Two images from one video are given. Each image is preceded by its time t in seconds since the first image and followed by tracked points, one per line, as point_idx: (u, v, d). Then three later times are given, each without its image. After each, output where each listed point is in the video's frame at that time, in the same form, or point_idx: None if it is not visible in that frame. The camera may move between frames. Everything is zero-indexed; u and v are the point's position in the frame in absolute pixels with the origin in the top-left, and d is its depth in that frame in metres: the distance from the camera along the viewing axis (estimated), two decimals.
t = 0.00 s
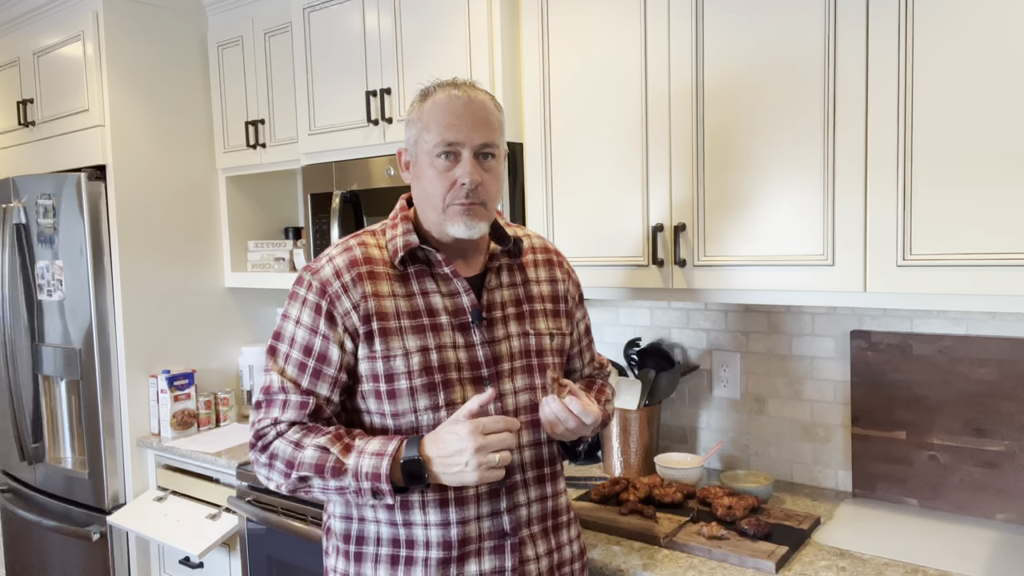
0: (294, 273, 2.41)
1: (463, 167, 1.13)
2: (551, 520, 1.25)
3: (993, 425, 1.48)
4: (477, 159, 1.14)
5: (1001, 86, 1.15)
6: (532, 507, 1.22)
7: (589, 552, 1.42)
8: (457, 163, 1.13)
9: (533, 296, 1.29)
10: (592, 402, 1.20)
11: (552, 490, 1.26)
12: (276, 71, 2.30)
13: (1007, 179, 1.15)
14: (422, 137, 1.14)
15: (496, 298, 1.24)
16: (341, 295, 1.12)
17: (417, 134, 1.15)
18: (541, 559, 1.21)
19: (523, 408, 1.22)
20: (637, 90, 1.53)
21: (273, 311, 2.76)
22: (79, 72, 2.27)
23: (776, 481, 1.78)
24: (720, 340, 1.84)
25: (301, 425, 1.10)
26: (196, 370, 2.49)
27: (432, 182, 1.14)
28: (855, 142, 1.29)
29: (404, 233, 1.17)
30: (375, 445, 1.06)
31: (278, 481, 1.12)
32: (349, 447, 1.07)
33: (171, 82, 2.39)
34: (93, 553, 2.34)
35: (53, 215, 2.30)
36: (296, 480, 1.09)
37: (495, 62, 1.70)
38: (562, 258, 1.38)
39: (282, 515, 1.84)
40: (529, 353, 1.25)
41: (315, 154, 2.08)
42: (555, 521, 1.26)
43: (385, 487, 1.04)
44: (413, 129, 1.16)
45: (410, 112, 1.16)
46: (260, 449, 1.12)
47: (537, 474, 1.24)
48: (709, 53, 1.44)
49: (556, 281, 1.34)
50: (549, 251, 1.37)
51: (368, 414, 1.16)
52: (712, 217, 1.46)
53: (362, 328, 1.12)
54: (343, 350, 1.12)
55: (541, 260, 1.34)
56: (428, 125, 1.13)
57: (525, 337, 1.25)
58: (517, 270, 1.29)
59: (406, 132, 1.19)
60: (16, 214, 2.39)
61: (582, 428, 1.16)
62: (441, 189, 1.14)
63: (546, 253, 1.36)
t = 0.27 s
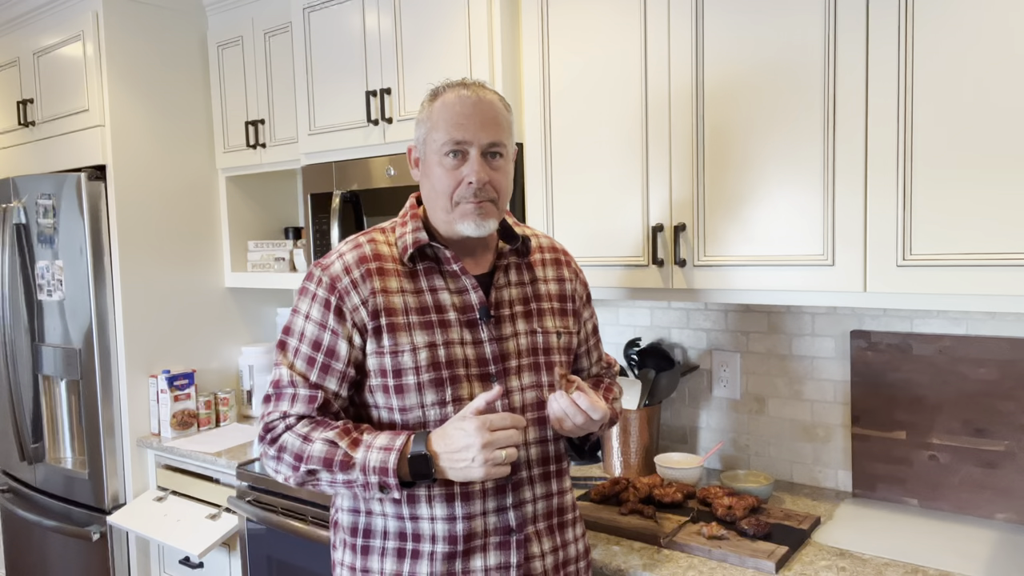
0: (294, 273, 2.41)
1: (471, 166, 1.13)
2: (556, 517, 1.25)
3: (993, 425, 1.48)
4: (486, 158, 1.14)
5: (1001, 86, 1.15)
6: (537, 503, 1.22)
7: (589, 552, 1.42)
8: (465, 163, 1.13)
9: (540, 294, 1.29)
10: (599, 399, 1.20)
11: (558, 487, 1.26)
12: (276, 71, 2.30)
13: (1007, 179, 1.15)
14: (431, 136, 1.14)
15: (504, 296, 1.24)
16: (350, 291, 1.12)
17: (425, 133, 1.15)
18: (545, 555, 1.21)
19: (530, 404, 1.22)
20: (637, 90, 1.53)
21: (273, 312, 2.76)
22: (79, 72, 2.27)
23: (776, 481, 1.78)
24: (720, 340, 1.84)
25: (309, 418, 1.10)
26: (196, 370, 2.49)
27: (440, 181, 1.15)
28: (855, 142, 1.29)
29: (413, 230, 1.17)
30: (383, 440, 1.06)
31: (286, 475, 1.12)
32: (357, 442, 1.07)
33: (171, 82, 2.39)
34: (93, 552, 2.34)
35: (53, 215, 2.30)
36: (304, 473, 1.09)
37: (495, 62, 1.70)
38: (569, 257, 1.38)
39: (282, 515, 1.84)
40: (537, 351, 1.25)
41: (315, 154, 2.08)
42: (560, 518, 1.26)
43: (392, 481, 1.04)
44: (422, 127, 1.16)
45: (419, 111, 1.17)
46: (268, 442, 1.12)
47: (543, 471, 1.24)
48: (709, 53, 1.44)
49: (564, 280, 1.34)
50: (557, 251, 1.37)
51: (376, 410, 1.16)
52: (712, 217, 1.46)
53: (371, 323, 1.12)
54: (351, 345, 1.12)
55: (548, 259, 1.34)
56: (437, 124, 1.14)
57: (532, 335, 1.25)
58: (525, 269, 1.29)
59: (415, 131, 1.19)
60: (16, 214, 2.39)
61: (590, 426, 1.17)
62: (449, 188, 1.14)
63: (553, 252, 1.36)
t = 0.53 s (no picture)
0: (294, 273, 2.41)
1: (467, 166, 1.13)
2: (554, 518, 1.25)
3: (993, 425, 1.48)
4: (484, 159, 1.14)
5: (1000, 86, 1.15)
6: (536, 504, 1.22)
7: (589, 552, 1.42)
8: (463, 162, 1.13)
9: (542, 296, 1.29)
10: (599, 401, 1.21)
11: (556, 488, 1.26)
12: (276, 71, 2.30)
13: (1007, 179, 1.15)
14: (432, 134, 1.15)
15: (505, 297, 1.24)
16: (353, 289, 1.12)
17: (428, 131, 1.16)
18: (543, 556, 1.21)
19: (530, 405, 1.22)
20: (637, 89, 1.53)
21: (273, 312, 2.76)
22: (79, 72, 2.27)
23: (776, 481, 1.78)
24: (720, 340, 1.84)
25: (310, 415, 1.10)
26: (196, 370, 2.49)
27: (437, 178, 1.15)
28: (855, 142, 1.29)
29: (415, 230, 1.17)
30: (385, 435, 1.06)
31: (285, 472, 1.11)
32: (358, 437, 1.07)
33: (171, 82, 2.39)
34: (93, 552, 2.34)
35: (53, 215, 2.30)
36: (304, 469, 1.08)
37: (495, 62, 1.70)
38: (569, 259, 1.38)
39: (282, 515, 1.84)
40: (538, 352, 1.25)
41: (315, 154, 2.08)
42: (558, 519, 1.26)
43: (394, 476, 1.04)
44: (425, 124, 1.17)
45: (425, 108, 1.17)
46: (268, 438, 1.12)
47: (543, 472, 1.24)
48: (709, 52, 1.44)
49: (564, 282, 1.34)
50: (557, 253, 1.37)
51: (377, 408, 1.16)
52: (712, 216, 1.46)
53: (373, 321, 1.12)
54: (353, 343, 1.12)
55: (549, 262, 1.34)
56: (439, 122, 1.14)
57: (533, 336, 1.25)
58: (526, 271, 1.29)
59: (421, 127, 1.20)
60: (16, 214, 2.39)
61: (590, 428, 1.17)
62: (445, 186, 1.15)
63: (554, 254, 1.36)
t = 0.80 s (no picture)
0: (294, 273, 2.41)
1: (465, 168, 1.13)
2: (555, 518, 1.25)
3: (993, 425, 1.48)
4: (481, 161, 1.14)
5: (1001, 86, 1.15)
6: (537, 504, 1.22)
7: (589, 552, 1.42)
8: (460, 164, 1.13)
9: (541, 296, 1.29)
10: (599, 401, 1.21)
11: (558, 488, 1.26)
12: (276, 71, 2.30)
13: (1007, 179, 1.15)
14: (431, 135, 1.15)
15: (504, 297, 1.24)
16: (353, 289, 1.12)
17: (426, 132, 1.16)
18: (545, 556, 1.21)
19: (530, 405, 1.23)
20: (637, 89, 1.53)
21: (273, 312, 2.76)
22: (79, 72, 2.27)
23: (776, 481, 1.78)
24: (720, 340, 1.84)
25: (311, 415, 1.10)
26: (196, 370, 2.49)
27: (435, 180, 1.15)
28: (855, 142, 1.29)
29: (415, 230, 1.17)
30: (381, 405, 1.06)
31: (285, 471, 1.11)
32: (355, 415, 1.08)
33: (170, 82, 2.39)
34: (93, 552, 2.34)
35: (53, 215, 2.30)
36: (308, 461, 1.08)
37: (495, 62, 1.70)
38: (567, 259, 1.38)
39: (282, 515, 1.84)
40: (538, 353, 1.25)
41: (315, 154, 2.08)
42: (559, 519, 1.26)
43: (394, 442, 1.03)
44: (424, 125, 1.17)
45: (424, 109, 1.17)
46: (268, 438, 1.12)
47: (544, 471, 1.24)
48: (709, 52, 1.44)
49: (563, 282, 1.34)
50: (556, 252, 1.37)
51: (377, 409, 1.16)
52: (712, 216, 1.46)
53: (373, 322, 1.12)
54: (353, 344, 1.12)
55: (548, 262, 1.34)
56: (437, 124, 1.14)
57: (533, 336, 1.25)
58: (525, 271, 1.29)
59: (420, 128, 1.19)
60: (16, 214, 2.39)
61: (591, 428, 1.17)
62: (442, 187, 1.15)
63: (553, 254, 1.36)
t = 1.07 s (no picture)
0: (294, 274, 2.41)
1: (472, 176, 1.13)
2: (556, 517, 1.25)
3: (993, 425, 1.48)
4: (487, 168, 1.14)
5: (1000, 86, 1.15)
6: (538, 503, 1.22)
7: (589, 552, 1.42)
8: (466, 172, 1.13)
9: (540, 296, 1.29)
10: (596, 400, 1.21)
11: (558, 487, 1.27)
12: (276, 71, 2.30)
13: (1006, 179, 1.15)
14: (434, 143, 1.14)
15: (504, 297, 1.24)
16: (353, 290, 1.12)
17: (429, 139, 1.15)
18: (546, 555, 1.21)
19: (530, 404, 1.23)
20: (637, 89, 1.53)
21: (273, 312, 2.76)
22: (79, 72, 2.27)
23: (776, 481, 1.78)
24: (720, 340, 1.84)
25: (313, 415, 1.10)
26: (196, 370, 2.49)
27: (441, 188, 1.14)
28: (855, 142, 1.29)
29: (414, 230, 1.17)
30: (383, 403, 1.06)
31: (287, 471, 1.11)
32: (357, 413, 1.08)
33: (170, 82, 2.39)
34: (93, 552, 2.34)
35: (53, 215, 2.30)
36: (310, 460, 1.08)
37: (495, 63, 1.70)
38: (567, 259, 1.38)
39: (282, 515, 1.84)
40: (538, 352, 1.25)
41: (315, 154, 2.08)
42: (560, 518, 1.26)
43: (397, 440, 1.04)
44: (425, 133, 1.16)
45: (423, 116, 1.16)
46: (269, 439, 1.12)
47: (544, 471, 1.24)
48: (709, 52, 1.44)
49: (562, 282, 1.34)
50: (555, 252, 1.37)
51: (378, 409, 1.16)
52: (712, 216, 1.46)
53: (374, 322, 1.12)
54: (354, 345, 1.12)
55: (547, 262, 1.34)
56: (440, 132, 1.13)
57: (532, 335, 1.25)
58: (524, 271, 1.29)
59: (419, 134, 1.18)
60: (16, 214, 2.39)
61: (589, 426, 1.17)
62: (450, 195, 1.14)
63: (552, 254, 1.36)
